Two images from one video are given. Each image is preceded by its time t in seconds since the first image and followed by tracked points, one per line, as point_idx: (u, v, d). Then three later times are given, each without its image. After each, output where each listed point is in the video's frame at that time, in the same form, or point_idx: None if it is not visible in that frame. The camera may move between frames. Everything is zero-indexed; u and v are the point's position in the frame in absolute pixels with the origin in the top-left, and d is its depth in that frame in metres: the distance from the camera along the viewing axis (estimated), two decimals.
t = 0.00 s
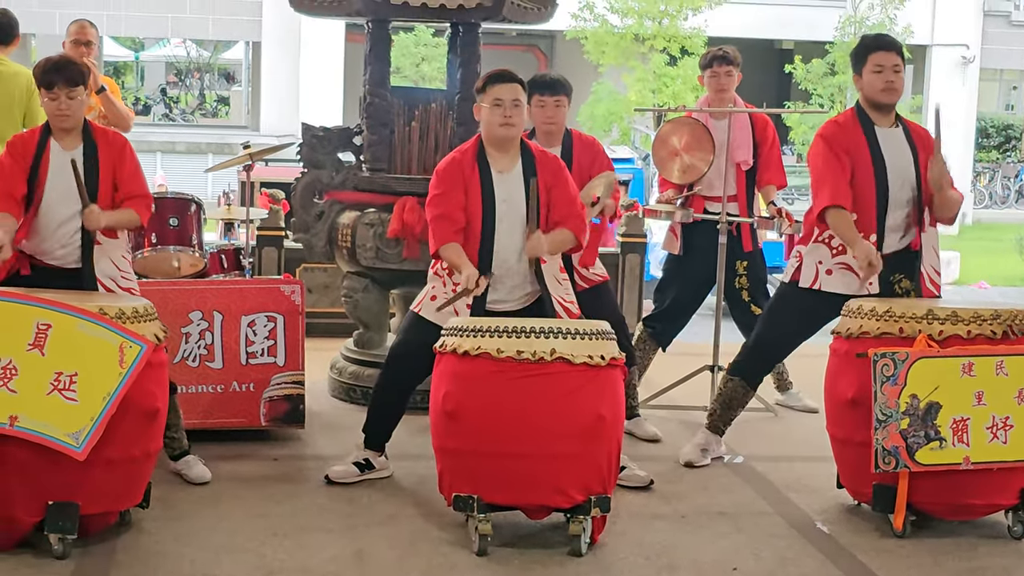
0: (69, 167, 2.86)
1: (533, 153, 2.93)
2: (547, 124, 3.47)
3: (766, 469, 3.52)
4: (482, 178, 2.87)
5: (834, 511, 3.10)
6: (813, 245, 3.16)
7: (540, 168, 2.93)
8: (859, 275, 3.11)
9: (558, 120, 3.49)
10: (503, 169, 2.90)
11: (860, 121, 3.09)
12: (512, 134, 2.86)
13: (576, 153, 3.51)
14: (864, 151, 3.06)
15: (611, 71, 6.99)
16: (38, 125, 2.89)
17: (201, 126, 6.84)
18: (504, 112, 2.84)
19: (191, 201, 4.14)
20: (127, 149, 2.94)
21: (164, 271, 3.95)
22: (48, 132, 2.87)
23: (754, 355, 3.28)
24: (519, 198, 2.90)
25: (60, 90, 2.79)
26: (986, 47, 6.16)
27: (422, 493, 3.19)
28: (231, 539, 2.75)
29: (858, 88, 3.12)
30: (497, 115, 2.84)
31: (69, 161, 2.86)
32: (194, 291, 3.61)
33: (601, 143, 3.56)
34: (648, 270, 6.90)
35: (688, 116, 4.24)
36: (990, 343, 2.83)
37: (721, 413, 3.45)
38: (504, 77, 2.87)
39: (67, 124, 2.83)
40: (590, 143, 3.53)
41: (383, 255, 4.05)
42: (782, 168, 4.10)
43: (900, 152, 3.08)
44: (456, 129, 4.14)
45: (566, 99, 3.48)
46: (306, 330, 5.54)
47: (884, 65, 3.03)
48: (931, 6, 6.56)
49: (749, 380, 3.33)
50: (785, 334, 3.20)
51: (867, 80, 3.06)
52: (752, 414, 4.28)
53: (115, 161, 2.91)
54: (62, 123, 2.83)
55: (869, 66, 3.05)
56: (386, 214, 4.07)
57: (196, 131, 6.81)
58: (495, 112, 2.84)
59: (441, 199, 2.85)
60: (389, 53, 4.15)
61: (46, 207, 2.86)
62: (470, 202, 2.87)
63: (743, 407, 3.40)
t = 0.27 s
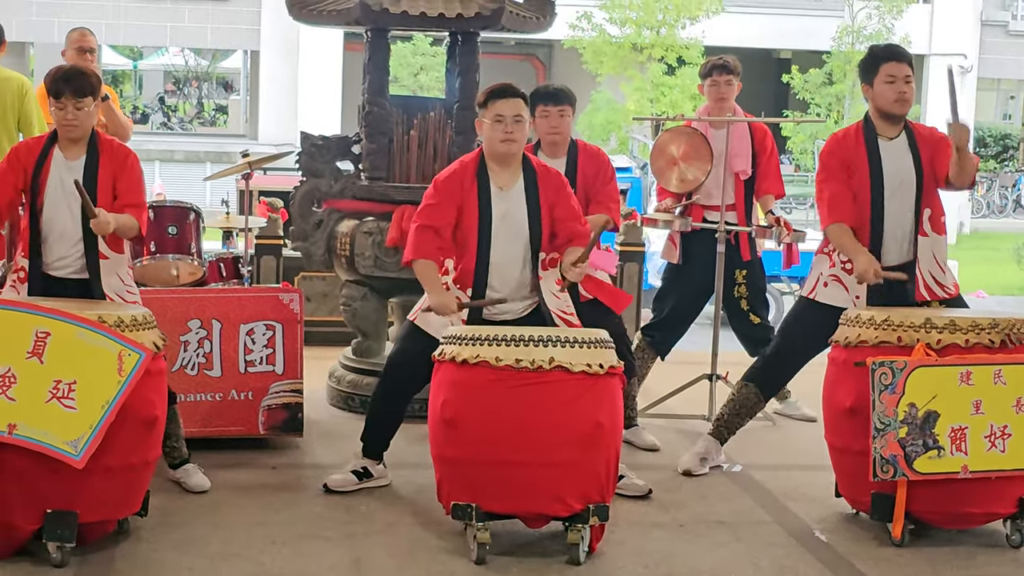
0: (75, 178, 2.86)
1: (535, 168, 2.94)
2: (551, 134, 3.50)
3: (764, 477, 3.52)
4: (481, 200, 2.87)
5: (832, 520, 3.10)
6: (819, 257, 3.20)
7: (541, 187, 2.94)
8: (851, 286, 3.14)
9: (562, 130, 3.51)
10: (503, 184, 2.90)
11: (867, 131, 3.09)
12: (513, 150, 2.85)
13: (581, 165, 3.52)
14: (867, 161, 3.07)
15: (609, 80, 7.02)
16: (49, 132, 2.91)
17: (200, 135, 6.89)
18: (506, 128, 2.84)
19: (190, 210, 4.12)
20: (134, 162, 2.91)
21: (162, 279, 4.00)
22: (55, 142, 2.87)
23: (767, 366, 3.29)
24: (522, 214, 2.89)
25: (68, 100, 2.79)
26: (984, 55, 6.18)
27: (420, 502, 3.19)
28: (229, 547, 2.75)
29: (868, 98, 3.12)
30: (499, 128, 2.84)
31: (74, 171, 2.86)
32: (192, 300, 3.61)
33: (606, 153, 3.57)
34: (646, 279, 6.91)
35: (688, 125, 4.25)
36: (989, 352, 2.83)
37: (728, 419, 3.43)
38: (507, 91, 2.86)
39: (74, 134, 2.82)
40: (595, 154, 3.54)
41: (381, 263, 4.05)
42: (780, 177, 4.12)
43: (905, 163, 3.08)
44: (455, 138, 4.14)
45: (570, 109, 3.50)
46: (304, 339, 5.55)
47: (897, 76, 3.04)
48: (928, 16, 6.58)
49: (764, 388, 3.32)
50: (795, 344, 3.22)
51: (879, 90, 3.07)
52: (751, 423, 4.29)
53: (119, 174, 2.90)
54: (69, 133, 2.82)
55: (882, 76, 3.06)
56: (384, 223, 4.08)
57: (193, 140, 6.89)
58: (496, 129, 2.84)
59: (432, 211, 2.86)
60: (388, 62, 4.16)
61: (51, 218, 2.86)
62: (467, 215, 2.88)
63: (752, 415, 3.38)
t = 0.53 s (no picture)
0: (69, 182, 2.87)
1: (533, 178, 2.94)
2: (554, 145, 3.48)
3: (763, 483, 3.52)
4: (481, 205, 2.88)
5: (831, 526, 3.10)
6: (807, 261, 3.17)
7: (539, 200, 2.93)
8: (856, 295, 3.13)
9: (564, 141, 3.49)
10: (502, 196, 2.90)
11: (858, 137, 3.09)
12: (511, 168, 2.87)
13: (583, 173, 3.53)
14: (862, 170, 3.08)
15: (608, 87, 7.05)
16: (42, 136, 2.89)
17: (199, 141, 6.92)
18: (506, 146, 2.83)
19: (190, 215, 4.12)
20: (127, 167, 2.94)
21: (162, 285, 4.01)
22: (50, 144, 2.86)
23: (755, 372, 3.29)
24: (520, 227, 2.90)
25: (64, 103, 2.79)
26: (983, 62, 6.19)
27: (419, 507, 3.18)
28: (228, 553, 2.75)
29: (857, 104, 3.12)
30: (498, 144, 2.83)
31: (69, 175, 2.87)
32: (191, 306, 3.61)
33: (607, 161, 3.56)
34: (646, 285, 6.92)
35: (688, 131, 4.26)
36: (988, 358, 2.83)
37: (719, 427, 3.44)
38: (510, 106, 2.83)
39: (69, 139, 2.83)
40: (598, 164, 3.54)
41: (381, 269, 4.06)
42: (779, 184, 4.11)
43: (899, 170, 3.09)
44: (455, 143, 4.14)
45: (572, 119, 3.48)
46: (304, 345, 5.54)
47: (886, 82, 3.03)
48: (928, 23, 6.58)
49: (751, 395, 3.32)
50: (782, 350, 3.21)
51: (867, 96, 3.06)
52: (750, 428, 4.28)
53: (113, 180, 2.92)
54: (63, 136, 2.82)
55: (870, 82, 3.05)
56: (384, 229, 4.09)
57: (194, 146, 6.92)
58: (496, 146, 2.84)
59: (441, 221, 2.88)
60: (388, 68, 4.17)
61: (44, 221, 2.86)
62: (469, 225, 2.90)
63: (741, 421, 3.39)
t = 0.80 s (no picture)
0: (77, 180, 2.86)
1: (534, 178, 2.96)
2: (557, 142, 3.49)
3: (764, 486, 3.51)
4: (484, 206, 2.90)
5: (833, 529, 3.10)
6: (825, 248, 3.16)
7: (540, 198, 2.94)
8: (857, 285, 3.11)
9: (567, 138, 3.50)
10: (504, 196, 2.93)
11: (869, 133, 3.10)
12: (515, 170, 2.87)
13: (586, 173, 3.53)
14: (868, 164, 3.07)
15: (609, 89, 7.08)
16: (51, 134, 2.92)
17: (200, 144, 6.91)
18: (510, 150, 2.83)
19: (191, 218, 4.15)
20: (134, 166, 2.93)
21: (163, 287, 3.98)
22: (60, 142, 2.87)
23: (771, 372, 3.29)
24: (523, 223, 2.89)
25: (73, 100, 2.78)
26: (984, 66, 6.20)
27: (420, 510, 3.18)
28: (228, 555, 2.75)
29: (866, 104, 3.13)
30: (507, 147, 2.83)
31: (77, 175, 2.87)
32: (193, 308, 3.61)
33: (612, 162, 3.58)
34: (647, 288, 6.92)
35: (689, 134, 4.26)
36: (989, 361, 2.83)
37: (728, 425, 3.43)
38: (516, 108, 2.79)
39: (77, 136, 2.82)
40: (601, 162, 3.56)
41: (382, 272, 4.05)
42: (781, 187, 4.12)
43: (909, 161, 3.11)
44: (456, 146, 4.16)
45: (574, 117, 3.53)
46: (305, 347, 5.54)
47: (891, 83, 3.03)
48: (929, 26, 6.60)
49: (766, 395, 3.34)
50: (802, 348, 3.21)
51: (874, 96, 3.07)
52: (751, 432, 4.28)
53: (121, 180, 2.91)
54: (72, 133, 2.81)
55: (876, 83, 3.05)
56: (385, 232, 4.09)
57: (195, 148, 6.91)
58: (501, 150, 2.83)
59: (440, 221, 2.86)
60: (389, 71, 4.17)
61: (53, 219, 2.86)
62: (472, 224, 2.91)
63: (753, 422, 3.38)
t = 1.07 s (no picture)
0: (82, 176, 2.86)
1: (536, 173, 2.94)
2: (559, 138, 3.48)
3: (768, 484, 3.51)
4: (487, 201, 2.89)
5: (836, 527, 3.09)
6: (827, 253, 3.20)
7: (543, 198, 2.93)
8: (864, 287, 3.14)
9: (570, 135, 3.49)
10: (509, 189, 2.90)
11: (871, 137, 3.10)
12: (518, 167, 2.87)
13: (589, 167, 3.55)
14: (873, 162, 3.08)
15: (612, 87, 7.09)
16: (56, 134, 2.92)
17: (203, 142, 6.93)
18: (511, 148, 2.83)
19: (195, 215, 4.13)
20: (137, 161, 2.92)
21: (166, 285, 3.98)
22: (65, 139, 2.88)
23: (769, 372, 3.30)
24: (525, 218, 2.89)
25: (77, 95, 2.80)
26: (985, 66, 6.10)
27: (423, 508, 3.18)
28: (231, 553, 2.75)
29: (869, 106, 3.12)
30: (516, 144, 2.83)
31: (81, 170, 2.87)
32: (196, 306, 3.61)
33: (616, 157, 3.59)
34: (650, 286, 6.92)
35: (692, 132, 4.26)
36: (992, 359, 2.83)
37: (728, 425, 3.44)
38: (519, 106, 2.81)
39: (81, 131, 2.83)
40: (604, 157, 3.57)
41: (385, 270, 4.05)
42: (785, 185, 4.13)
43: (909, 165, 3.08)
44: (459, 144, 4.16)
45: (577, 112, 3.49)
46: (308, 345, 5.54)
47: (898, 87, 3.02)
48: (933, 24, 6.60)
49: (766, 394, 3.33)
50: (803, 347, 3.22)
51: (879, 99, 3.06)
52: (754, 430, 4.28)
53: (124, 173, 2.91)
54: (77, 129, 2.83)
55: (882, 85, 3.04)
56: (389, 229, 4.08)
57: (199, 146, 6.92)
58: (502, 147, 2.83)
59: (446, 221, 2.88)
60: (392, 68, 4.17)
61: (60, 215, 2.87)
62: (474, 222, 2.90)
63: (752, 421, 3.39)
